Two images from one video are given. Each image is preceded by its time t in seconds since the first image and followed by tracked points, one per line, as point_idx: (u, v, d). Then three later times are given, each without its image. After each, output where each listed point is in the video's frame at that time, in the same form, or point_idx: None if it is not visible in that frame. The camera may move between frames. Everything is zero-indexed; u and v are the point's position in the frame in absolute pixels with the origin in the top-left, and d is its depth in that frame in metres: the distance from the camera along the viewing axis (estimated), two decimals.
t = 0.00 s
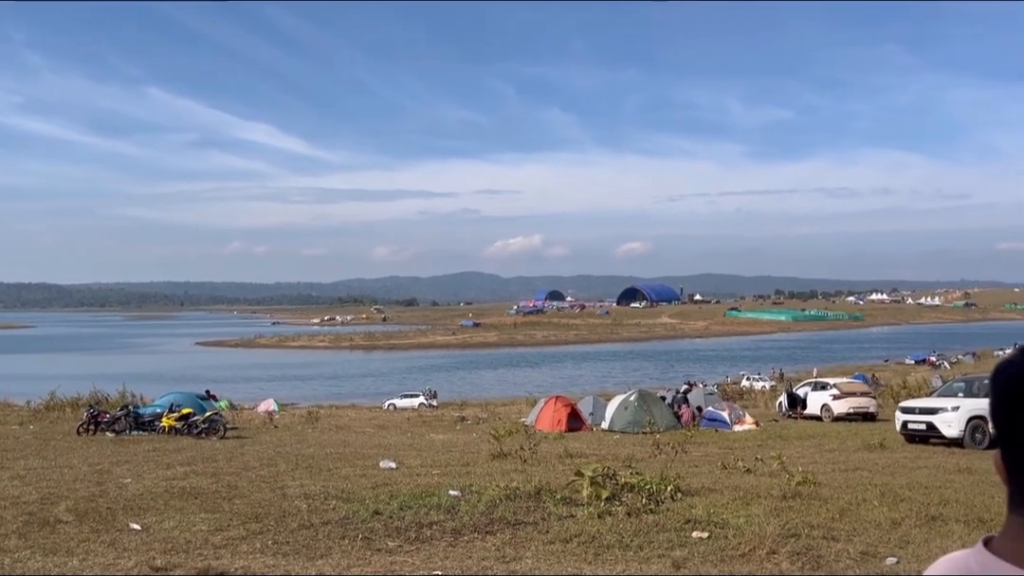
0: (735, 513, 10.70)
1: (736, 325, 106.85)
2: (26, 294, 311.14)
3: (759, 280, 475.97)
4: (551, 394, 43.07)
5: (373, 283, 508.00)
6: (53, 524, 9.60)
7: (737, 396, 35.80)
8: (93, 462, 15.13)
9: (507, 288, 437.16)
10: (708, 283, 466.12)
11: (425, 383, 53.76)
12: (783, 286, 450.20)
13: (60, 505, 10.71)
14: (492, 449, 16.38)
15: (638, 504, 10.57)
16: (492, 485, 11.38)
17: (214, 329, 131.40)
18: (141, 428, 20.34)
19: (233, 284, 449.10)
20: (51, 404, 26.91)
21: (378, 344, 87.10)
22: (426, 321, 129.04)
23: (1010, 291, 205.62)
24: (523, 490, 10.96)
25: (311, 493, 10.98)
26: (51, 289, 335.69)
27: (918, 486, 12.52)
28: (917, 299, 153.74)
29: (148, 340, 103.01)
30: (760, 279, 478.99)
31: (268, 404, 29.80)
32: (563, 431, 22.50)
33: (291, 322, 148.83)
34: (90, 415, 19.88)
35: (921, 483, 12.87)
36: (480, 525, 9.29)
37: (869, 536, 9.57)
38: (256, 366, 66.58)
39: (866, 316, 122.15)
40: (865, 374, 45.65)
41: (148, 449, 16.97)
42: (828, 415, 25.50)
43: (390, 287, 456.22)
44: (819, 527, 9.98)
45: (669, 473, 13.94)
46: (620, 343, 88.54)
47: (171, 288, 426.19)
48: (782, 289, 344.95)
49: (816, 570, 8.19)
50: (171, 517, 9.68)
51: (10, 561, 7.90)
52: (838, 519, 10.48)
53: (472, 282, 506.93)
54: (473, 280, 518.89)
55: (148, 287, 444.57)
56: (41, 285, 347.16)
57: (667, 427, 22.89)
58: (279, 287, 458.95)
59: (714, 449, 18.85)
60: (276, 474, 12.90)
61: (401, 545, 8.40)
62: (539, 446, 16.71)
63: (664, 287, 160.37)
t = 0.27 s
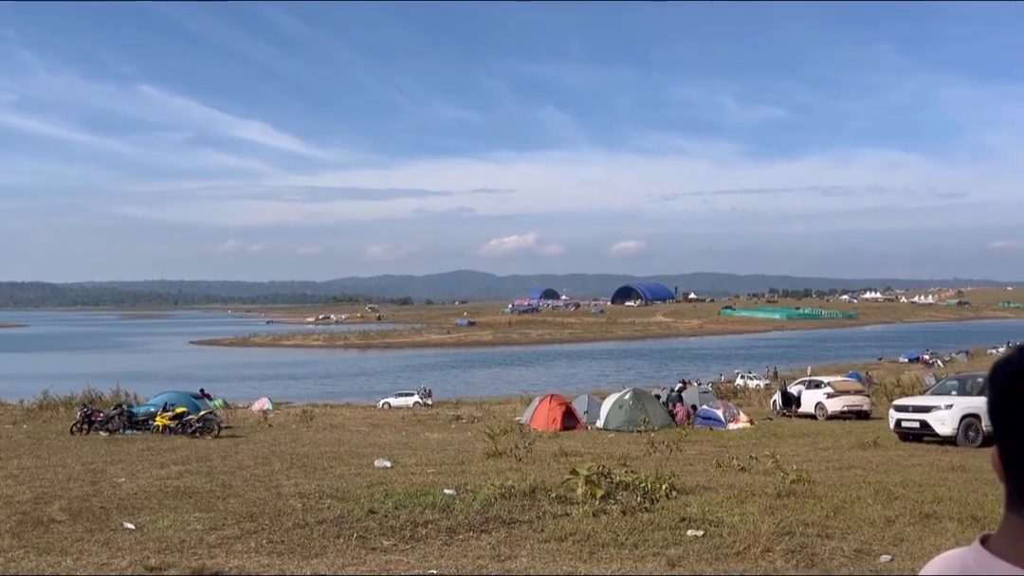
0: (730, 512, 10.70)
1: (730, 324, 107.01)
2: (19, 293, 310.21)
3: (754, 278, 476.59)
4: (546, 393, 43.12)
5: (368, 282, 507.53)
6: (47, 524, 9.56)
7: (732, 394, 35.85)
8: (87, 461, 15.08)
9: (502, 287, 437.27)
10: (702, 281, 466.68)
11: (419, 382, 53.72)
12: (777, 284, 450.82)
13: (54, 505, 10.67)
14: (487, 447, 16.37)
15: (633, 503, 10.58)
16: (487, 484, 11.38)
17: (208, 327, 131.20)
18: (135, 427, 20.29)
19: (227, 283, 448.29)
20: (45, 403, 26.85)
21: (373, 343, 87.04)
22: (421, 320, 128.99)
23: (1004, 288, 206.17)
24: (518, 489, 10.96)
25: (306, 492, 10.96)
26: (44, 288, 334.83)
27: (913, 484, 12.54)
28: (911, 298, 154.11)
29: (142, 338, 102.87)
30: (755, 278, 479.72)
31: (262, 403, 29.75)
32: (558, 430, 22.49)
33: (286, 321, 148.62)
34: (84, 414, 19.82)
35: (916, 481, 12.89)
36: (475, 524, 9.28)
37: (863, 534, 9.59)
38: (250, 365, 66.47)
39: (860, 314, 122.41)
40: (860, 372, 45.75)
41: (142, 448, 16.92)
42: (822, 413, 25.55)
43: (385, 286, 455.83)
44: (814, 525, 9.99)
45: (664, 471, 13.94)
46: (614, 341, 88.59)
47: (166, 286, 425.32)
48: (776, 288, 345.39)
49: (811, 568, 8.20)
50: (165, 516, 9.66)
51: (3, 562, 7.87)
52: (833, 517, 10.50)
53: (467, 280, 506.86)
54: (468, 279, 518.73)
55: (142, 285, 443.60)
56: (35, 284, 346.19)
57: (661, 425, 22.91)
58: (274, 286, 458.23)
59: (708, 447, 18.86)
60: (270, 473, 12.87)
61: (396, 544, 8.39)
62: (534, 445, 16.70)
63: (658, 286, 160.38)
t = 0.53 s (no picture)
0: (728, 509, 10.70)
1: (727, 321, 107.18)
2: (16, 291, 309.78)
3: (750, 276, 477.02)
4: (543, 391, 43.14)
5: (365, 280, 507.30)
6: (44, 522, 9.54)
7: (729, 392, 35.90)
8: (84, 459, 15.05)
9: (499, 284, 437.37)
10: (699, 279, 467.02)
11: (417, 380, 53.73)
12: (774, 282, 451.27)
13: (51, 504, 10.64)
14: (484, 445, 16.37)
15: (631, 500, 10.57)
16: (485, 481, 11.38)
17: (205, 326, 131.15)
18: (132, 425, 20.27)
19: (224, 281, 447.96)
20: (42, 402, 26.82)
21: (370, 341, 87.04)
22: (418, 318, 129.05)
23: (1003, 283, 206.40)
24: (516, 486, 10.95)
25: (303, 490, 10.95)
26: (41, 286, 334.36)
27: (910, 482, 12.54)
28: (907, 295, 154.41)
29: (139, 337, 102.81)
30: (752, 275, 480.33)
31: (260, 401, 29.74)
32: (554, 427, 22.50)
33: (284, 319, 148.50)
34: (80, 413, 19.79)
35: (912, 478, 12.90)
36: (472, 522, 9.26)
37: (861, 531, 9.59)
38: (247, 363, 66.43)
39: (856, 312, 122.63)
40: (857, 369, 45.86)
41: (139, 446, 16.90)
42: (818, 410, 25.59)
43: (382, 283, 455.70)
44: (812, 522, 9.99)
45: (662, 469, 13.94)
46: (611, 339, 88.68)
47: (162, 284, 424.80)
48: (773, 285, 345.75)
49: (808, 565, 8.20)
50: (163, 515, 9.63)
51: None
52: (830, 514, 10.49)
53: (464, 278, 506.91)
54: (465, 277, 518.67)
55: (138, 283, 443.14)
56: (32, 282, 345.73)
57: (659, 423, 22.93)
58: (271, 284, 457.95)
59: (705, 444, 18.87)
60: (267, 472, 12.85)
61: (394, 542, 8.37)
62: (532, 443, 16.71)
63: (655, 284, 160.52)
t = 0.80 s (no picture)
0: (731, 506, 10.70)
1: (727, 318, 107.15)
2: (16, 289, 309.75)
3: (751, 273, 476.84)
4: (544, 388, 43.12)
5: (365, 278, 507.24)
6: (48, 520, 9.54)
7: (730, 389, 35.88)
8: (86, 457, 15.04)
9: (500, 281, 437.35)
10: (700, 276, 466.70)
11: (417, 377, 53.70)
12: (775, 279, 451.00)
13: (54, 501, 10.65)
14: (486, 442, 16.37)
15: (634, 497, 10.57)
16: (488, 478, 11.37)
17: (206, 323, 131.21)
18: (134, 422, 20.27)
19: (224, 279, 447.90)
20: (43, 399, 26.81)
21: (371, 338, 87.01)
22: (419, 315, 128.97)
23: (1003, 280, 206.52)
24: (518, 483, 10.96)
25: (306, 487, 10.95)
26: (41, 283, 334.39)
27: (912, 478, 12.53)
28: (908, 292, 154.46)
29: (140, 334, 102.80)
30: (753, 273, 480.18)
31: (261, 399, 29.72)
32: (556, 425, 22.47)
33: (285, 316, 148.51)
34: (82, 410, 19.79)
35: (914, 475, 12.89)
36: (474, 518, 9.26)
37: (864, 527, 9.59)
38: (248, 360, 66.41)
39: (857, 308, 122.65)
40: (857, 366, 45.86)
41: (141, 444, 16.89)
42: (820, 407, 25.57)
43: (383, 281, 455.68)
44: (815, 519, 9.98)
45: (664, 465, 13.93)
46: (612, 336, 88.67)
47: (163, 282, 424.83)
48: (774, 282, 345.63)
49: (811, 561, 8.20)
50: (166, 512, 9.63)
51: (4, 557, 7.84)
52: (832, 511, 10.50)
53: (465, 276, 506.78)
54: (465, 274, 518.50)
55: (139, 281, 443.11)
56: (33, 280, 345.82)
57: (660, 420, 22.93)
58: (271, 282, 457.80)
59: (707, 441, 18.86)
60: (270, 469, 12.85)
61: (397, 539, 8.38)
62: (533, 440, 16.71)
63: (656, 281, 160.55)
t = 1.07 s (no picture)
0: (740, 502, 10.69)
1: (735, 315, 106.87)
2: (25, 287, 310.81)
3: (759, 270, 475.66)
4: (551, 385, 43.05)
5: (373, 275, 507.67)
6: (60, 515, 9.58)
7: (738, 386, 35.78)
8: (96, 453, 15.08)
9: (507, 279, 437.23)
10: (708, 273, 465.73)
11: (425, 374, 53.70)
12: (783, 275, 449.75)
13: (65, 497, 10.69)
14: (494, 439, 16.37)
15: (643, 493, 10.56)
16: (496, 475, 11.38)
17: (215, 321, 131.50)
18: (143, 419, 20.33)
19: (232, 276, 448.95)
20: (53, 396, 26.89)
21: (378, 336, 87.05)
22: (426, 312, 128.92)
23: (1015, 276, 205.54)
24: (528, 479, 10.96)
25: (316, 483, 10.96)
26: (50, 280, 335.58)
27: (923, 475, 12.48)
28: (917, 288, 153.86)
29: (149, 332, 103.07)
30: (760, 269, 479.05)
31: (269, 395, 29.76)
32: (564, 421, 22.45)
33: (293, 314, 148.68)
34: (92, 407, 19.87)
35: (925, 472, 12.83)
36: (484, 514, 9.26)
37: (874, 523, 9.56)
38: (256, 357, 66.48)
39: (866, 305, 122.20)
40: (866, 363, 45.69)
41: (151, 440, 16.93)
42: (829, 404, 25.50)
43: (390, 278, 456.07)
44: (825, 515, 9.96)
45: (673, 462, 13.90)
46: (619, 333, 88.53)
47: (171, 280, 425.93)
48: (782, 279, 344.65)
49: (822, 557, 8.19)
50: (177, 508, 9.66)
51: (18, 552, 7.88)
52: (842, 507, 10.47)
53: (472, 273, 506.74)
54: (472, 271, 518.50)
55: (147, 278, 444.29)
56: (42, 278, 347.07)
57: (669, 416, 22.91)
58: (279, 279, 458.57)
59: (717, 438, 18.81)
60: (279, 465, 12.87)
61: (407, 534, 8.39)
62: (542, 437, 16.71)
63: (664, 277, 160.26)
